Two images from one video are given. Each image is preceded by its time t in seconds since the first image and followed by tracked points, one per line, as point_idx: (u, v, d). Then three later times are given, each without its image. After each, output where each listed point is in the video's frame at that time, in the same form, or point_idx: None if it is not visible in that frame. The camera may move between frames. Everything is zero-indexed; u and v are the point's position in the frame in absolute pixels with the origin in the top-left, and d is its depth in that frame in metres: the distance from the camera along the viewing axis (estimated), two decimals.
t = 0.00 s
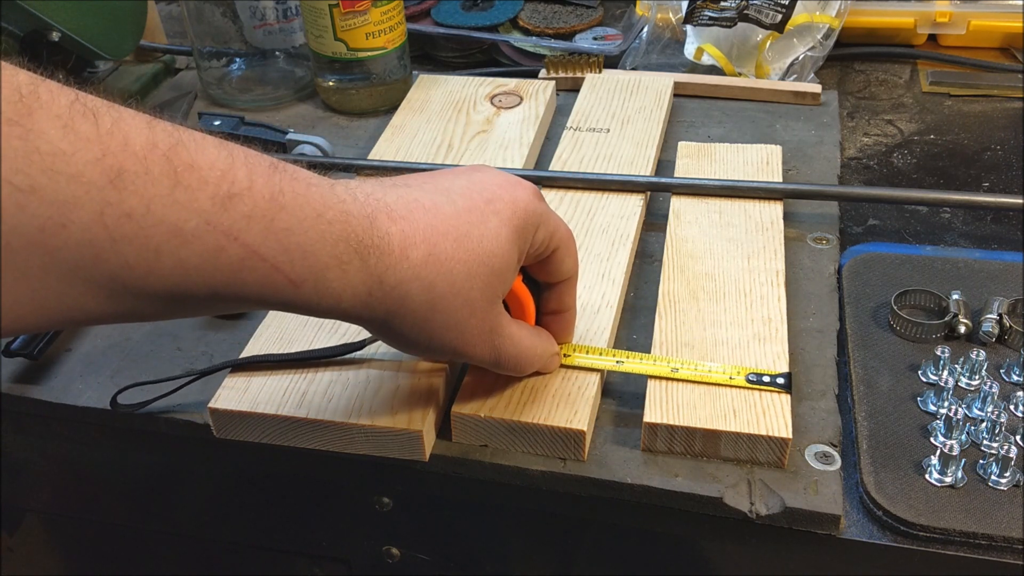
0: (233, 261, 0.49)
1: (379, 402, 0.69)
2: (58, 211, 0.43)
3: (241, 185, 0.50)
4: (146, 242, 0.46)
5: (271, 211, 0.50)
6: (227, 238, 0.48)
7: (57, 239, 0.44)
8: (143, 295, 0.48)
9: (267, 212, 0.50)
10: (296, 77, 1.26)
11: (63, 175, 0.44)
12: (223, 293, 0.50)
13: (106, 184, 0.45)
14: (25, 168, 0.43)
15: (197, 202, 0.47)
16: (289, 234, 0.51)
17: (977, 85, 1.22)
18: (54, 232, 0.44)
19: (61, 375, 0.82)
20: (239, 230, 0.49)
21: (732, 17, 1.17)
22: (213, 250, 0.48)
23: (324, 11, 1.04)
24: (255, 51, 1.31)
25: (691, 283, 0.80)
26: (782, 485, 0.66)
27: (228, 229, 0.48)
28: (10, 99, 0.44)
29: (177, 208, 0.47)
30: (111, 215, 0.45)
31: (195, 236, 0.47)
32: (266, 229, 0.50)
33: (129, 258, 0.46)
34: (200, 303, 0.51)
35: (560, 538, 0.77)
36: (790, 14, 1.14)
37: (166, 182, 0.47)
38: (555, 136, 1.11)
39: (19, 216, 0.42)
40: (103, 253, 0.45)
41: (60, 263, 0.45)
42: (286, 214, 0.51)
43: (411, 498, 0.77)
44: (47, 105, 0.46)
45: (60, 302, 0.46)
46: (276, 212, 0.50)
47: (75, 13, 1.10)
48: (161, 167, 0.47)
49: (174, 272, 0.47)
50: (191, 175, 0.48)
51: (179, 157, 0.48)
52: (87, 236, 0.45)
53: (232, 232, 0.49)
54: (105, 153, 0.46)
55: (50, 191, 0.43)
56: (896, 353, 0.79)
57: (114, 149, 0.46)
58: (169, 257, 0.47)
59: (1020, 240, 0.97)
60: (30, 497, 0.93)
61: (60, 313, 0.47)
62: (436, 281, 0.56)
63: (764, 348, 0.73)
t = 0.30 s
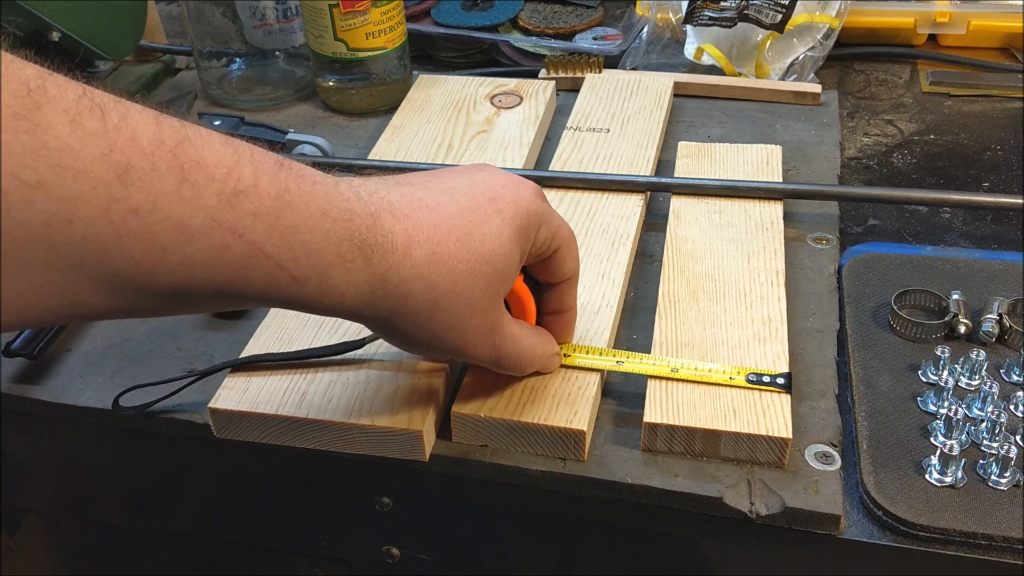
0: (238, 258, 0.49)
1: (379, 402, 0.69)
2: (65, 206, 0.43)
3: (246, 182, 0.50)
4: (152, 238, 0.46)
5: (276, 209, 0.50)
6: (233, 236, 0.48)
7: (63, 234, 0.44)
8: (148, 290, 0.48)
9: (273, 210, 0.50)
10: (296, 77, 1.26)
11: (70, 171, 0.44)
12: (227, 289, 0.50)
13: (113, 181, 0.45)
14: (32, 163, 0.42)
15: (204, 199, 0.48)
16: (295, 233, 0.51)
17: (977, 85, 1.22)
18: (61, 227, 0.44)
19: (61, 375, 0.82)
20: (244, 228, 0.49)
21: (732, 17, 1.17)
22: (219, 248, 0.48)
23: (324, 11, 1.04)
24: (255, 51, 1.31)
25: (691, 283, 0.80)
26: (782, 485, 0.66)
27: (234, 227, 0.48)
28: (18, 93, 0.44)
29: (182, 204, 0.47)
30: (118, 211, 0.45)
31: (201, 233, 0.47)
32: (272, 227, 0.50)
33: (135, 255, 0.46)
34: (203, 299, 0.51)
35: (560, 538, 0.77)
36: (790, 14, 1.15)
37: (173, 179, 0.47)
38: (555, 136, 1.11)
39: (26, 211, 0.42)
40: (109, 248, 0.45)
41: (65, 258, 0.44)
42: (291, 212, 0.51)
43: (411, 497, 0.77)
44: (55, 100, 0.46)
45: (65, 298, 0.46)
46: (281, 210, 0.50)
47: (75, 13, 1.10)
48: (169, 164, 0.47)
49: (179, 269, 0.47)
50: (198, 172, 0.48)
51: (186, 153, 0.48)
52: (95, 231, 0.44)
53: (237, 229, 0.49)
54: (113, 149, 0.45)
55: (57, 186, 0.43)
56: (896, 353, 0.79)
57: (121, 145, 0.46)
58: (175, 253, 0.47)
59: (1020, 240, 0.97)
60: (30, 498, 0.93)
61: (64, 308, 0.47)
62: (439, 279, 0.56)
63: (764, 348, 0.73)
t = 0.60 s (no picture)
0: (243, 260, 0.49)
1: (379, 402, 0.69)
2: (71, 207, 0.43)
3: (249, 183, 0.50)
4: (157, 239, 0.46)
5: (280, 210, 0.50)
6: (238, 237, 0.48)
7: (69, 234, 0.44)
8: (153, 291, 0.48)
9: (277, 211, 0.50)
10: (296, 77, 1.26)
11: (77, 171, 0.44)
12: (231, 291, 0.50)
13: (119, 180, 0.45)
14: (38, 162, 0.42)
15: (209, 200, 0.47)
16: (299, 235, 0.51)
17: (977, 85, 1.22)
18: (66, 226, 0.43)
19: (61, 375, 0.82)
20: (249, 229, 0.49)
21: (732, 17, 1.17)
22: (225, 249, 0.48)
23: (324, 11, 1.04)
24: (255, 51, 1.31)
25: (692, 283, 0.80)
26: (782, 485, 0.66)
27: (238, 228, 0.48)
28: (25, 92, 0.44)
29: (188, 205, 0.47)
30: (124, 211, 0.45)
31: (205, 234, 0.47)
32: (277, 228, 0.50)
33: (140, 255, 0.46)
34: (208, 299, 0.51)
35: (559, 539, 0.77)
36: (790, 14, 1.15)
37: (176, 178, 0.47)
38: (555, 136, 1.11)
39: (33, 211, 0.42)
40: (114, 248, 0.45)
41: (70, 258, 0.44)
42: (295, 214, 0.51)
43: (411, 497, 0.77)
44: (60, 99, 0.45)
45: (70, 298, 0.46)
46: (285, 211, 0.50)
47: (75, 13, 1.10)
48: (172, 164, 0.47)
49: (185, 270, 0.47)
50: (203, 173, 0.48)
51: (192, 154, 0.48)
52: (101, 232, 0.45)
53: (241, 230, 0.49)
54: (119, 149, 0.45)
55: (63, 186, 0.43)
56: (896, 353, 0.79)
57: (128, 144, 0.46)
58: (179, 253, 0.47)
59: (1020, 240, 0.97)
60: (29, 497, 0.93)
61: (67, 307, 0.47)
62: (441, 281, 0.56)
63: (764, 348, 0.73)
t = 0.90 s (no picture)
0: (186, 196, 0.45)
1: (379, 402, 0.69)
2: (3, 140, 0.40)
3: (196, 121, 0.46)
4: (95, 174, 0.43)
5: (227, 144, 0.46)
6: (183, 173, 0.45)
7: None
8: (97, 233, 0.45)
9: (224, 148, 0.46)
10: (296, 77, 1.26)
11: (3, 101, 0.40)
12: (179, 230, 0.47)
13: (51, 114, 0.41)
14: None
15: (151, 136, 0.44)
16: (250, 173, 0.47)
17: (977, 85, 1.22)
18: None
19: (61, 374, 0.82)
20: (193, 163, 0.45)
21: (732, 17, 1.17)
22: (167, 185, 0.45)
23: (324, 11, 1.04)
24: (255, 51, 1.31)
25: (691, 283, 0.80)
26: (782, 485, 0.66)
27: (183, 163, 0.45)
28: None
29: (126, 138, 0.43)
30: (58, 145, 0.41)
31: (147, 169, 0.44)
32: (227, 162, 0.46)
33: (79, 191, 0.43)
34: (148, 241, 0.48)
35: (559, 538, 0.77)
36: (790, 14, 1.15)
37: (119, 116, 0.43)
38: (555, 136, 1.11)
39: None
40: (48, 184, 0.42)
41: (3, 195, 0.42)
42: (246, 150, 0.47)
43: (411, 497, 0.77)
44: None
45: (5, 232, 0.43)
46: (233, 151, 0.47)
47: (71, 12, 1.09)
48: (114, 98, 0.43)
49: (126, 208, 0.44)
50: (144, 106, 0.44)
51: (129, 86, 0.44)
52: (33, 166, 0.41)
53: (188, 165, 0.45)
54: (50, 80, 0.42)
55: None
56: (896, 353, 0.79)
57: (59, 74, 0.42)
58: (119, 191, 0.44)
59: (1020, 240, 0.97)
60: (29, 497, 0.93)
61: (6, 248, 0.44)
62: (399, 215, 0.53)
63: (765, 348, 0.73)
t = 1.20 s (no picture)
0: (214, 156, 0.46)
1: (379, 401, 0.69)
2: (33, 102, 0.41)
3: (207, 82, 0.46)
4: (124, 134, 0.44)
5: (257, 108, 0.47)
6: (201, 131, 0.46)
7: (26, 129, 0.42)
8: (118, 188, 0.46)
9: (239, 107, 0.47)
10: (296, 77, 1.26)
11: (36, 64, 0.41)
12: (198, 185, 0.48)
13: (82, 75, 0.42)
14: None
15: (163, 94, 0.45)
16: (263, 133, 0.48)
17: (977, 85, 1.22)
18: (24, 121, 0.42)
19: (62, 374, 0.82)
20: (222, 126, 0.46)
21: (732, 17, 1.17)
22: (192, 142, 0.45)
23: (324, 11, 1.04)
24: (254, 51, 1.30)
25: (691, 283, 0.80)
26: (782, 486, 0.66)
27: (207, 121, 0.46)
28: None
29: (155, 99, 0.44)
30: (87, 106, 0.43)
31: (177, 130, 0.45)
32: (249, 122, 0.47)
33: (106, 151, 0.44)
34: (170, 196, 0.49)
35: (559, 538, 0.77)
36: (790, 14, 1.15)
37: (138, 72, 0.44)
38: (555, 136, 1.11)
39: None
40: (78, 143, 0.43)
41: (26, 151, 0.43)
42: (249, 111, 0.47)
43: (411, 497, 0.77)
44: None
45: (27, 190, 0.44)
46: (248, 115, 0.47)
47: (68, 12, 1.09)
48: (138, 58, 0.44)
49: (152, 169, 0.45)
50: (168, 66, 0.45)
51: (162, 46, 0.45)
52: (60, 127, 0.43)
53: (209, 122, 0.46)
54: (82, 41, 0.42)
55: (23, 81, 0.41)
56: (896, 353, 0.79)
57: (92, 35, 0.43)
58: (147, 148, 0.45)
59: (1020, 240, 0.97)
60: (29, 497, 0.93)
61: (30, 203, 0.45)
62: (423, 190, 0.53)
63: (764, 348, 0.73)
